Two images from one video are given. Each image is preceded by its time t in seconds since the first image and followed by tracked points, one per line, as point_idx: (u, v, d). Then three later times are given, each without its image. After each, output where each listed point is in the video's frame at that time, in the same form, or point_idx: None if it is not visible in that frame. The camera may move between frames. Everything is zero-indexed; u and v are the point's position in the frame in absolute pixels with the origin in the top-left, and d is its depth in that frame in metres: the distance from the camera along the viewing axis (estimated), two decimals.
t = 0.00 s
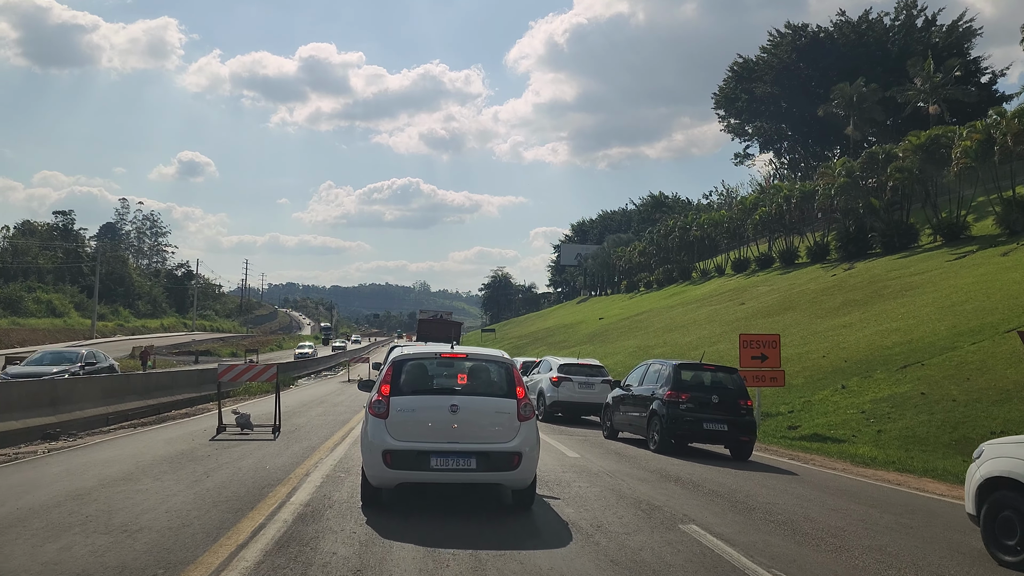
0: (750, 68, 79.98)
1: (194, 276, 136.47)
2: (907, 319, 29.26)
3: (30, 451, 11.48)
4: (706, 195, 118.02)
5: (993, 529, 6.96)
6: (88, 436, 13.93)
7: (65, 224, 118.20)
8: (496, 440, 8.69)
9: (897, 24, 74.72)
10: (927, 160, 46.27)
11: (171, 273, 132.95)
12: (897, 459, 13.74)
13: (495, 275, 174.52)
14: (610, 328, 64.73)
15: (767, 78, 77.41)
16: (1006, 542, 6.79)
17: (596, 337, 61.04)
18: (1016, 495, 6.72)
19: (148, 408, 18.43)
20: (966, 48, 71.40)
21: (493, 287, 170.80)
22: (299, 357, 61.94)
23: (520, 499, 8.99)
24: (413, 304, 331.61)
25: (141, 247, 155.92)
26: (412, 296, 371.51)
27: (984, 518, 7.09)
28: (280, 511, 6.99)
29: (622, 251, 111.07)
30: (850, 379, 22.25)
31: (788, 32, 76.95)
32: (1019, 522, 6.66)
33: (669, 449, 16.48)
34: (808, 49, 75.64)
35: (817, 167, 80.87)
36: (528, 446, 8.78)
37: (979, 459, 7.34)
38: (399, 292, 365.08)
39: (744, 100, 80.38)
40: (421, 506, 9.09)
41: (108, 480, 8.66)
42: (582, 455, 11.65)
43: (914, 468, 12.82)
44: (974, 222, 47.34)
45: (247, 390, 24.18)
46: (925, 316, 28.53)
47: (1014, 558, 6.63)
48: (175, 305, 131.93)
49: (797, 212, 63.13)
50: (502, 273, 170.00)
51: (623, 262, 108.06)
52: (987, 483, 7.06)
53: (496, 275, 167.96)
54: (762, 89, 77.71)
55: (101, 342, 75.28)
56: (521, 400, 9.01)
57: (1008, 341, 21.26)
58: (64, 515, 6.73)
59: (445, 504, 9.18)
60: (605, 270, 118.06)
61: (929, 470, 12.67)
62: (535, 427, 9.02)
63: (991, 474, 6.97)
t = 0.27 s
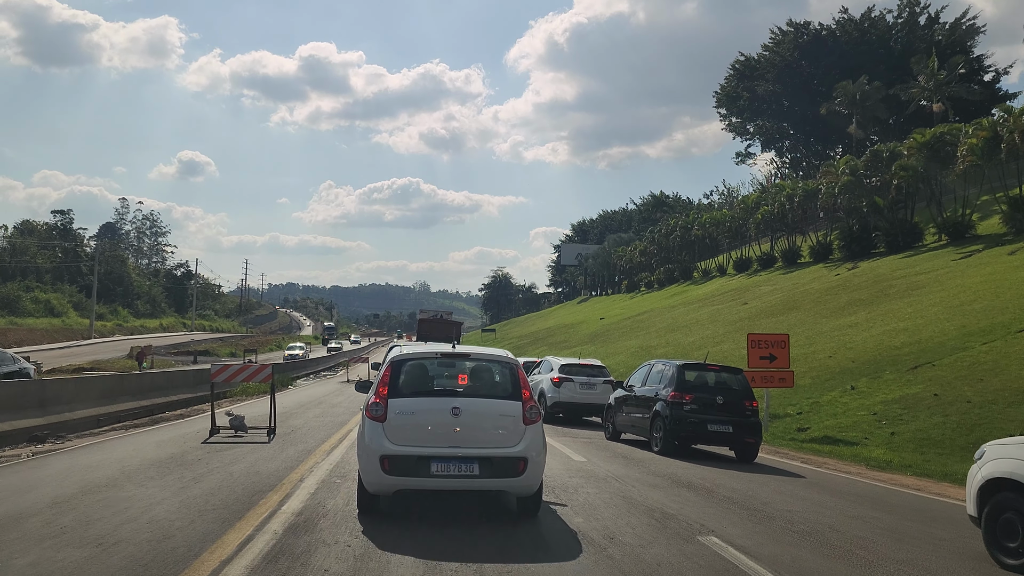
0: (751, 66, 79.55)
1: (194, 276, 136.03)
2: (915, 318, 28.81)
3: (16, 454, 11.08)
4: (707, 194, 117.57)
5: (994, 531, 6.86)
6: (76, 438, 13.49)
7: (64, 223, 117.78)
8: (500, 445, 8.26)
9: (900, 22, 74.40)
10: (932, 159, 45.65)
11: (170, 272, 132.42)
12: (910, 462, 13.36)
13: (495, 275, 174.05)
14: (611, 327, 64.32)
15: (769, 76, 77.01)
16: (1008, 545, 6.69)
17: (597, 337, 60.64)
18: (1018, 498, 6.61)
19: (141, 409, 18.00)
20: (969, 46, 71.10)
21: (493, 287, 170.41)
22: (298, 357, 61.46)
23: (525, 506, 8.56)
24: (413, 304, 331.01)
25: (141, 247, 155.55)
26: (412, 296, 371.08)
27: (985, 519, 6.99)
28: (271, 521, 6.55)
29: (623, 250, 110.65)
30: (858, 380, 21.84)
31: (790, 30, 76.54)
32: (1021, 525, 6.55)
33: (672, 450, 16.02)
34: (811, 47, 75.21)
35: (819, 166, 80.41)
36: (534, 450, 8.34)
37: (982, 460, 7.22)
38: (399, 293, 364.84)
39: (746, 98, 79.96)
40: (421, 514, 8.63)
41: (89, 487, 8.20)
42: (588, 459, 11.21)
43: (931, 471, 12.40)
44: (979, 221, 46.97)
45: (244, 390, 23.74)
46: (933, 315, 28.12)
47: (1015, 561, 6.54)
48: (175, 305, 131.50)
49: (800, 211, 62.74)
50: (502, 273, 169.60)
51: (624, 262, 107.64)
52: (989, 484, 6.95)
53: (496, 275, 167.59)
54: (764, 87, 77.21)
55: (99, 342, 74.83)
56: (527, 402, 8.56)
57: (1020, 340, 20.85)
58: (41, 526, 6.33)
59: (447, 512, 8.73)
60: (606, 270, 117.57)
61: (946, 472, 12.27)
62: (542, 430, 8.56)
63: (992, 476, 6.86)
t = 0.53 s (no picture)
0: (753, 64, 79.02)
1: (192, 275, 135.38)
2: (924, 318, 28.33)
3: None
4: (708, 193, 117.03)
5: (996, 535, 6.75)
6: (61, 442, 12.99)
7: (61, 222, 117.10)
8: (504, 451, 7.75)
9: (903, 19, 73.96)
10: (937, 156, 45.29)
11: (169, 272, 131.70)
12: (928, 466, 12.85)
13: (495, 275, 173.51)
14: (613, 328, 63.75)
15: (771, 73, 76.49)
16: (1009, 548, 6.60)
17: (598, 337, 60.11)
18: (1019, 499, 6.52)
19: (132, 411, 17.50)
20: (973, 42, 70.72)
21: (493, 287, 169.84)
22: (296, 357, 60.88)
23: (531, 516, 8.04)
24: (412, 303, 330.39)
25: (140, 246, 154.91)
26: (412, 296, 370.49)
27: (985, 522, 6.90)
28: (259, 534, 6.06)
29: (624, 250, 110.09)
30: (868, 381, 21.36)
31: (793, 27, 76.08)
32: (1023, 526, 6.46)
33: (677, 453, 15.41)
34: (813, 44, 74.72)
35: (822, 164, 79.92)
36: (541, 456, 7.83)
37: (982, 462, 7.13)
38: (399, 292, 364.26)
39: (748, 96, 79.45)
40: (420, 524, 8.11)
41: (65, 495, 7.69)
42: (596, 464, 10.73)
43: (952, 477, 11.90)
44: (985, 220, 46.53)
45: (239, 391, 23.22)
46: (942, 315, 27.64)
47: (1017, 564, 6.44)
48: (173, 305, 130.85)
49: (802, 210, 62.23)
50: (502, 272, 169.01)
51: (625, 261, 107.08)
52: (989, 485, 6.87)
53: (496, 274, 167.02)
54: (766, 84, 76.67)
55: (96, 342, 74.23)
56: (533, 404, 8.07)
57: None
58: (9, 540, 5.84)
59: (448, 522, 8.22)
60: (607, 269, 117.03)
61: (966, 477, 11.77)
62: (548, 434, 8.05)
63: (994, 478, 6.78)
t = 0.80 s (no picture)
0: (755, 61, 78.55)
1: (191, 273, 134.88)
2: (931, 314, 27.97)
3: None
4: (709, 191, 116.58)
5: (991, 534, 6.60)
6: (49, 442, 12.55)
7: (60, 219, 116.60)
8: (509, 454, 7.31)
9: (906, 16, 73.50)
10: (942, 152, 44.83)
11: (167, 269, 131.13)
12: (944, 468, 12.44)
13: (495, 272, 173.19)
14: (614, 325, 63.29)
15: (773, 70, 75.96)
16: (1006, 548, 6.44)
17: (599, 334, 59.67)
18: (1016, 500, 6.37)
19: (126, 409, 17.09)
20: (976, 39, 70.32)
21: (493, 284, 169.39)
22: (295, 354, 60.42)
23: (536, 523, 7.60)
24: (412, 301, 330.01)
25: (139, 243, 154.42)
26: (411, 293, 370.16)
27: (982, 522, 6.73)
28: (246, 546, 5.64)
29: (624, 247, 109.61)
30: (877, 379, 20.98)
31: (795, 24, 75.61)
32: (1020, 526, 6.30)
33: (680, 452, 14.87)
34: (815, 41, 74.26)
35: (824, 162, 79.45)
36: (547, 460, 7.39)
37: (978, 462, 6.95)
38: (398, 290, 363.90)
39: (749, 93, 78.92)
40: (420, 532, 7.67)
41: (40, 502, 7.23)
42: (603, 469, 10.29)
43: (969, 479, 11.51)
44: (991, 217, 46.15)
45: (236, 390, 22.81)
46: (950, 311, 27.29)
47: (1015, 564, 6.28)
48: (172, 302, 130.37)
49: (805, 207, 61.78)
50: (502, 270, 168.56)
51: (625, 259, 106.63)
52: (986, 485, 6.71)
53: (496, 272, 166.59)
54: (768, 82, 76.16)
55: (94, 339, 73.76)
56: (538, 405, 7.62)
57: None
58: None
59: (448, 530, 7.78)
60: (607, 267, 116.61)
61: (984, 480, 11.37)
62: (555, 437, 7.60)
63: (991, 477, 6.60)
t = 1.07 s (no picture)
0: (756, 60, 78.20)
1: (190, 271, 134.47)
2: (937, 314, 27.61)
3: None
4: (709, 191, 116.22)
5: (986, 532, 6.57)
6: (38, 443, 12.22)
7: (59, 218, 116.20)
8: (513, 458, 6.96)
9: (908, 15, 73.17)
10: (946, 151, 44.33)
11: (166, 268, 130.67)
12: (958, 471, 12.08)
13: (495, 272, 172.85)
14: (614, 324, 62.96)
15: (774, 69, 75.56)
16: (1001, 547, 6.42)
17: (600, 333, 59.36)
18: (1013, 497, 6.34)
19: (119, 409, 16.75)
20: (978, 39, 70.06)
21: (492, 284, 168.99)
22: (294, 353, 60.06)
23: (541, 529, 7.25)
24: (412, 300, 329.66)
25: (139, 242, 153.99)
26: (411, 293, 369.87)
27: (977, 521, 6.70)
28: (235, 559, 5.31)
29: (625, 246, 109.26)
30: (885, 379, 20.60)
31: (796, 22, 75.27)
32: (1017, 524, 6.27)
33: (680, 453, 14.48)
34: (817, 40, 73.91)
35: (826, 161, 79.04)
36: (553, 464, 7.04)
37: (974, 461, 6.92)
38: (398, 289, 363.58)
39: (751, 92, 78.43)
40: (420, 539, 7.32)
41: (20, 508, 6.88)
42: (609, 472, 9.95)
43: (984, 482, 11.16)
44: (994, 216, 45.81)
45: (232, 390, 22.47)
46: (956, 310, 26.94)
47: (1009, 563, 6.26)
48: (171, 301, 129.96)
49: (806, 206, 61.44)
50: (502, 269, 168.14)
51: (626, 258, 106.29)
52: (982, 484, 6.68)
53: (495, 272, 166.16)
54: (770, 80, 75.77)
55: (92, 338, 73.37)
56: (544, 406, 7.26)
57: None
58: None
59: (449, 537, 7.43)
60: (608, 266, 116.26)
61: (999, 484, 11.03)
62: (561, 439, 7.26)
63: (987, 475, 6.58)
